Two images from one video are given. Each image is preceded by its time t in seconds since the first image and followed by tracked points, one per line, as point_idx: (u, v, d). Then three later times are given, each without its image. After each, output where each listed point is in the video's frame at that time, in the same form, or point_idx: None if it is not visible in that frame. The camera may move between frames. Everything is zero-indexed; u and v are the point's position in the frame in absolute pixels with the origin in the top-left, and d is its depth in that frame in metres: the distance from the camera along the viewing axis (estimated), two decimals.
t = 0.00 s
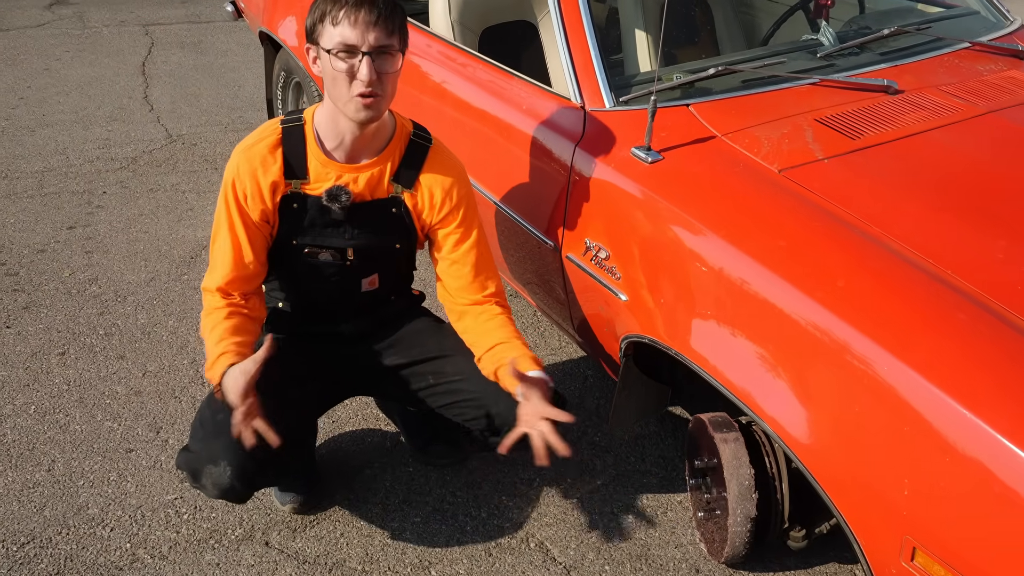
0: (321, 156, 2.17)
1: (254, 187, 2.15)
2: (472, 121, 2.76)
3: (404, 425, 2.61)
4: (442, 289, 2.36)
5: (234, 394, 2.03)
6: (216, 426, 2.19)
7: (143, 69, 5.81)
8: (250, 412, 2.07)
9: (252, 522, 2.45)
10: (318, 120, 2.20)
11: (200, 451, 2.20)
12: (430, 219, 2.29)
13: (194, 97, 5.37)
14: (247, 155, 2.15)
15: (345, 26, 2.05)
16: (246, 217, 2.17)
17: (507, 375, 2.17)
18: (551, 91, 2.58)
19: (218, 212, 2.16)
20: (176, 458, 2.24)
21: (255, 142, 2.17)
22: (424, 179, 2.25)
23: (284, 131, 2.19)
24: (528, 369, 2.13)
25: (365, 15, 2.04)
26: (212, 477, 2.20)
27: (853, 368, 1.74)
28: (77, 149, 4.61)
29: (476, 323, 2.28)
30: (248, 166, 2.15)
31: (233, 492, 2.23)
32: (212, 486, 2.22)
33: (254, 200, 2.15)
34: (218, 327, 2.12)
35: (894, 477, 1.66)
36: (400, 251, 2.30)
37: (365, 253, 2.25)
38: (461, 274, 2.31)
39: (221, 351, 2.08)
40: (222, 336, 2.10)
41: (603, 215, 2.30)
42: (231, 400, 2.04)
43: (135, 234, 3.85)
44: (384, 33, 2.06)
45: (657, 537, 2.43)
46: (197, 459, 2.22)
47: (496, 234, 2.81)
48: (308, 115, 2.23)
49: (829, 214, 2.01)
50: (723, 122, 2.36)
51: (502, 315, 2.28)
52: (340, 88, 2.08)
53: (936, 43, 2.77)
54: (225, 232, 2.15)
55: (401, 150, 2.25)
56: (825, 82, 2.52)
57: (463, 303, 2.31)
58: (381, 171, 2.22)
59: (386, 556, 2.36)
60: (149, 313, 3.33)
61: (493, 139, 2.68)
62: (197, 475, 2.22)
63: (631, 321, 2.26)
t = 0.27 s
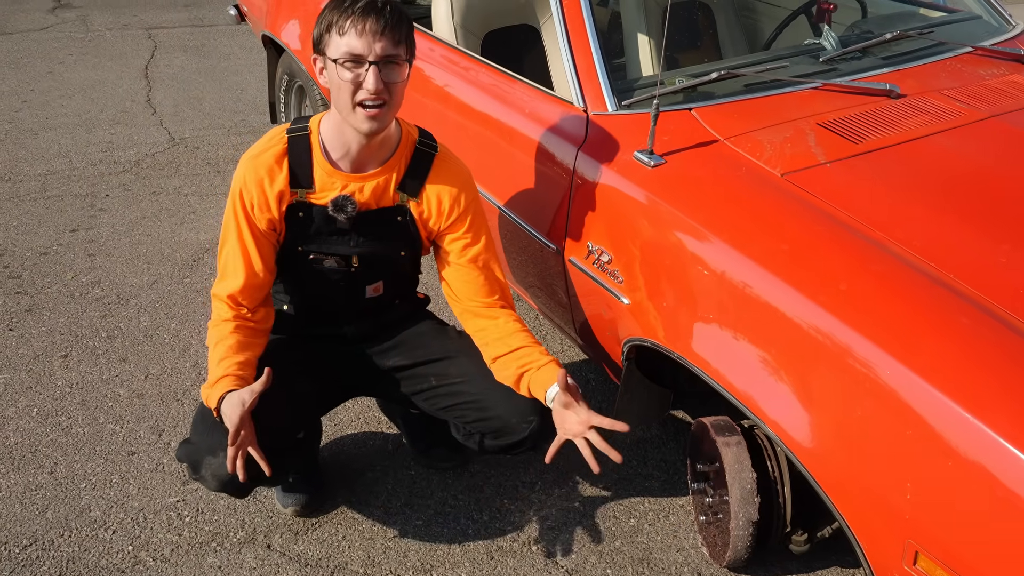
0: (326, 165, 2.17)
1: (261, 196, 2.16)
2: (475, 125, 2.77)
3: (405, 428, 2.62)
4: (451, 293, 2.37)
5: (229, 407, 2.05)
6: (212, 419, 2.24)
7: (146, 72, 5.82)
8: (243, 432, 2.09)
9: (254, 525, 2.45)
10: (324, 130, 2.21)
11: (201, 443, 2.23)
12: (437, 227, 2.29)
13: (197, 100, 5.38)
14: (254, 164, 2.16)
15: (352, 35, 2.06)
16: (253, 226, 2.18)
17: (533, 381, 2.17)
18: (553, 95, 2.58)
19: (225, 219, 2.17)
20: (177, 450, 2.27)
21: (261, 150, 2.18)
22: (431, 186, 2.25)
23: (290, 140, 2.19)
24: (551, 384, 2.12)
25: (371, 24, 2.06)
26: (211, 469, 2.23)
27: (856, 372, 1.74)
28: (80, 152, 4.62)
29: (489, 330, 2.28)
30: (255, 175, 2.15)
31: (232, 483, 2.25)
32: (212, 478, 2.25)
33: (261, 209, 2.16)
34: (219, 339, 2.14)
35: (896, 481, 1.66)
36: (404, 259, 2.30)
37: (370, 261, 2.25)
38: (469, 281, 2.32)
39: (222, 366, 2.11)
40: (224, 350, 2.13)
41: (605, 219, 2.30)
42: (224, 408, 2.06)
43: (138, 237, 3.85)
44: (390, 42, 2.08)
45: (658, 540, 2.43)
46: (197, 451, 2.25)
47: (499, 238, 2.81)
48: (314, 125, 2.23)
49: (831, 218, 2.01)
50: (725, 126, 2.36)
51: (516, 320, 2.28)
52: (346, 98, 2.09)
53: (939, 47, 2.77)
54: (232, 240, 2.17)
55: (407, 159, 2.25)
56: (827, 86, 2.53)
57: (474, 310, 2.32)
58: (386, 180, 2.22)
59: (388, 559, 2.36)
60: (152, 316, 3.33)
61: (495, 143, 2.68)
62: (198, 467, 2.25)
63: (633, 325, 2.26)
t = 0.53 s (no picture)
0: (326, 171, 2.17)
1: (260, 201, 2.16)
2: (475, 127, 2.77)
3: (405, 429, 2.63)
4: (452, 298, 2.37)
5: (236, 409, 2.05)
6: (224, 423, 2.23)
7: (147, 75, 5.82)
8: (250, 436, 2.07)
9: (254, 527, 2.45)
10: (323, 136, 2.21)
11: (210, 444, 2.23)
12: (437, 232, 2.30)
13: (198, 103, 5.38)
14: (252, 168, 2.15)
15: (355, 40, 2.06)
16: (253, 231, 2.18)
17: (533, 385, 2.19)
18: (554, 97, 2.59)
19: (225, 224, 2.17)
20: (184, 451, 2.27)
21: (260, 155, 2.17)
22: (430, 191, 2.26)
23: (289, 145, 2.19)
24: (555, 384, 2.14)
25: (375, 29, 2.06)
26: (221, 470, 2.23)
27: (856, 374, 1.74)
28: (80, 155, 4.62)
29: (491, 334, 2.29)
30: (254, 180, 2.15)
31: (241, 484, 2.25)
32: (221, 479, 2.24)
33: (260, 214, 2.16)
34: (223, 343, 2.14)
35: (897, 483, 1.66)
36: (404, 263, 2.31)
37: (371, 266, 2.25)
38: (469, 286, 2.32)
39: (227, 370, 2.11)
40: (229, 353, 2.13)
41: (606, 221, 2.30)
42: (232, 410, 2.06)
43: (138, 239, 3.85)
44: (393, 48, 2.08)
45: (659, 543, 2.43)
46: (206, 451, 2.25)
47: (499, 240, 2.81)
48: (313, 130, 2.23)
49: (830, 220, 2.01)
50: (725, 129, 2.36)
51: (519, 324, 2.29)
52: (348, 102, 2.09)
53: (939, 50, 2.77)
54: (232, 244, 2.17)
55: (406, 164, 2.25)
56: (827, 88, 2.53)
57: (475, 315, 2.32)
58: (386, 186, 2.22)
59: (388, 561, 2.35)
60: (152, 319, 3.33)
61: (496, 145, 2.68)
62: (207, 468, 2.25)
63: (634, 327, 2.26)
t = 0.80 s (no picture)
0: (328, 172, 2.18)
1: (261, 203, 2.15)
2: (475, 128, 2.77)
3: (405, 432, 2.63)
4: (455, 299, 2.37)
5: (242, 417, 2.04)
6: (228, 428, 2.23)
7: (147, 76, 5.83)
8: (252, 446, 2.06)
9: (254, 528, 2.45)
10: (324, 136, 2.20)
11: (214, 451, 2.24)
12: (438, 232, 2.30)
13: (198, 104, 5.38)
14: (253, 170, 2.15)
15: (358, 41, 2.07)
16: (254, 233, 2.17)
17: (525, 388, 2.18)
18: (554, 98, 2.59)
19: (225, 227, 2.16)
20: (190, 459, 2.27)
21: (260, 156, 2.17)
22: (433, 191, 2.26)
23: (290, 147, 2.19)
24: (543, 388, 2.12)
25: (378, 30, 2.06)
26: (228, 476, 2.25)
27: (857, 375, 1.74)
28: (80, 156, 4.62)
29: (491, 333, 2.29)
30: (255, 181, 2.15)
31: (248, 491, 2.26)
32: (229, 485, 2.26)
33: (261, 216, 2.16)
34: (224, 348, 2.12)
35: (897, 484, 1.66)
36: (407, 262, 2.31)
37: (373, 266, 2.26)
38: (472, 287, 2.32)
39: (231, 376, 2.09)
40: (230, 358, 2.11)
41: (606, 222, 2.30)
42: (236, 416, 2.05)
43: (138, 240, 3.85)
44: (396, 49, 2.09)
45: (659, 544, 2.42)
46: (212, 458, 2.26)
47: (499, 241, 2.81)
48: (315, 130, 2.23)
49: (830, 221, 2.01)
50: (725, 130, 2.36)
51: (519, 324, 2.29)
52: (350, 103, 2.09)
53: (939, 51, 2.77)
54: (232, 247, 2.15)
55: (407, 164, 2.25)
56: (827, 89, 2.53)
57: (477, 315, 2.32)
58: (388, 187, 2.23)
59: (387, 562, 2.35)
60: (152, 319, 3.33)
61: (496, 146, 2.68)
62: (213, 474, 2.26)
63: (633, 328, 2.26)
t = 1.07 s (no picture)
0: (338, 181, 2.16)
1: (270, 216, 2.14)
2: (475, 130, 2.77)
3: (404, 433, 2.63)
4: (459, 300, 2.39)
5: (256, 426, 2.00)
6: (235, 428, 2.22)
7: (147, 78, 5.83)
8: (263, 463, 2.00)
9: (254, 530, 2.45)
10: (331, 145, 2.18)
11: (234, 451, 2.22)
12: (446, 235, 2.31)
13: (198, 105, 5.39)
14: (262, 182, 2.13)
15: (369, 54, 2.06)
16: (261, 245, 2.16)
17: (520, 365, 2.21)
18: (554, 100, 2.59)
19: (233, 242, 2.14)
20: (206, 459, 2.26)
21: (267, 169, 2.14)
22: (441, 196, 2.27)
23: (298, 157, 2.16)
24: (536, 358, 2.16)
25: (389, 44, 2.05)
26: (245, 476, 2.23)
27: (857, 378, 1.74)
28: (80, 157, 4.63)
29: (495, 324, 2.31)
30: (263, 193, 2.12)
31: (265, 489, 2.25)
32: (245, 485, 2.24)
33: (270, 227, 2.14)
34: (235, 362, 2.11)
35: (896, 486, 1.66)
36: (415, 264, 2.32)
37: (384, 270, 2.27)
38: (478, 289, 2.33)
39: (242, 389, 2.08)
40: (240, 369, 2.10)
41: (608, 224, 2.30)
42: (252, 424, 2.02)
43: (138, 241, 3.86)
44: (407, 63, 2.08)
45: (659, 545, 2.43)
46: (229, 459, 2.24)
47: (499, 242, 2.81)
48: (321, 138, 2.20)
49: (830, 223, 2.01)
50: (725, 132, 2.36)
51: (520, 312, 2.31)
52: (360, 116, 2.08)
53: (939, 53, 2.77)
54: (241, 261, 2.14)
55: (415, 169, 2.25)
56: (827, 91, 2.53)
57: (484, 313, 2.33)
58: (398, 193, 2.22)
59: (387, 563, 2.35)
60: (152, 321, 3.33)
61: (496, 148, 2.68)
62: (230, 475, 2.24)
63: (633, 330, 2.26)
